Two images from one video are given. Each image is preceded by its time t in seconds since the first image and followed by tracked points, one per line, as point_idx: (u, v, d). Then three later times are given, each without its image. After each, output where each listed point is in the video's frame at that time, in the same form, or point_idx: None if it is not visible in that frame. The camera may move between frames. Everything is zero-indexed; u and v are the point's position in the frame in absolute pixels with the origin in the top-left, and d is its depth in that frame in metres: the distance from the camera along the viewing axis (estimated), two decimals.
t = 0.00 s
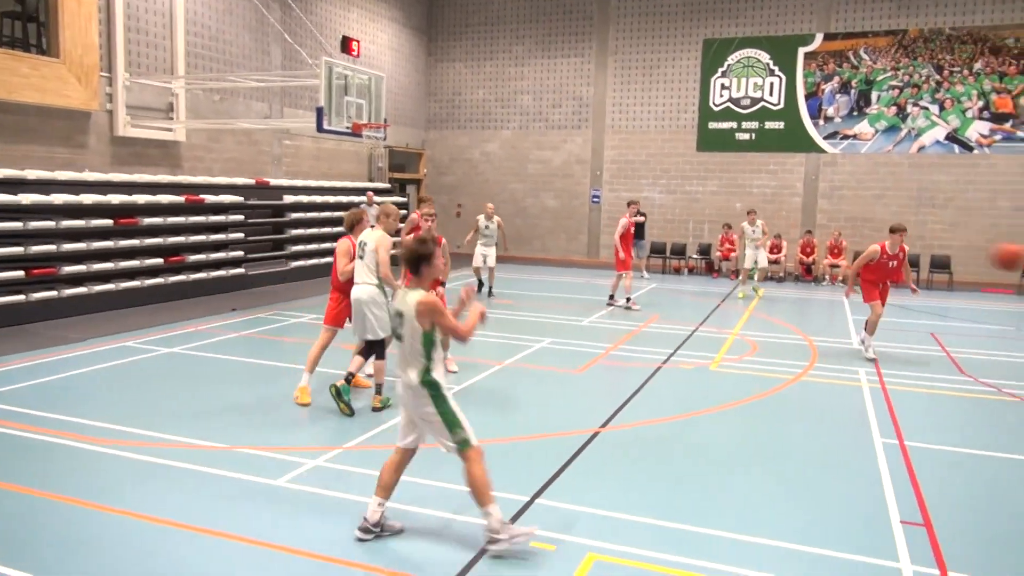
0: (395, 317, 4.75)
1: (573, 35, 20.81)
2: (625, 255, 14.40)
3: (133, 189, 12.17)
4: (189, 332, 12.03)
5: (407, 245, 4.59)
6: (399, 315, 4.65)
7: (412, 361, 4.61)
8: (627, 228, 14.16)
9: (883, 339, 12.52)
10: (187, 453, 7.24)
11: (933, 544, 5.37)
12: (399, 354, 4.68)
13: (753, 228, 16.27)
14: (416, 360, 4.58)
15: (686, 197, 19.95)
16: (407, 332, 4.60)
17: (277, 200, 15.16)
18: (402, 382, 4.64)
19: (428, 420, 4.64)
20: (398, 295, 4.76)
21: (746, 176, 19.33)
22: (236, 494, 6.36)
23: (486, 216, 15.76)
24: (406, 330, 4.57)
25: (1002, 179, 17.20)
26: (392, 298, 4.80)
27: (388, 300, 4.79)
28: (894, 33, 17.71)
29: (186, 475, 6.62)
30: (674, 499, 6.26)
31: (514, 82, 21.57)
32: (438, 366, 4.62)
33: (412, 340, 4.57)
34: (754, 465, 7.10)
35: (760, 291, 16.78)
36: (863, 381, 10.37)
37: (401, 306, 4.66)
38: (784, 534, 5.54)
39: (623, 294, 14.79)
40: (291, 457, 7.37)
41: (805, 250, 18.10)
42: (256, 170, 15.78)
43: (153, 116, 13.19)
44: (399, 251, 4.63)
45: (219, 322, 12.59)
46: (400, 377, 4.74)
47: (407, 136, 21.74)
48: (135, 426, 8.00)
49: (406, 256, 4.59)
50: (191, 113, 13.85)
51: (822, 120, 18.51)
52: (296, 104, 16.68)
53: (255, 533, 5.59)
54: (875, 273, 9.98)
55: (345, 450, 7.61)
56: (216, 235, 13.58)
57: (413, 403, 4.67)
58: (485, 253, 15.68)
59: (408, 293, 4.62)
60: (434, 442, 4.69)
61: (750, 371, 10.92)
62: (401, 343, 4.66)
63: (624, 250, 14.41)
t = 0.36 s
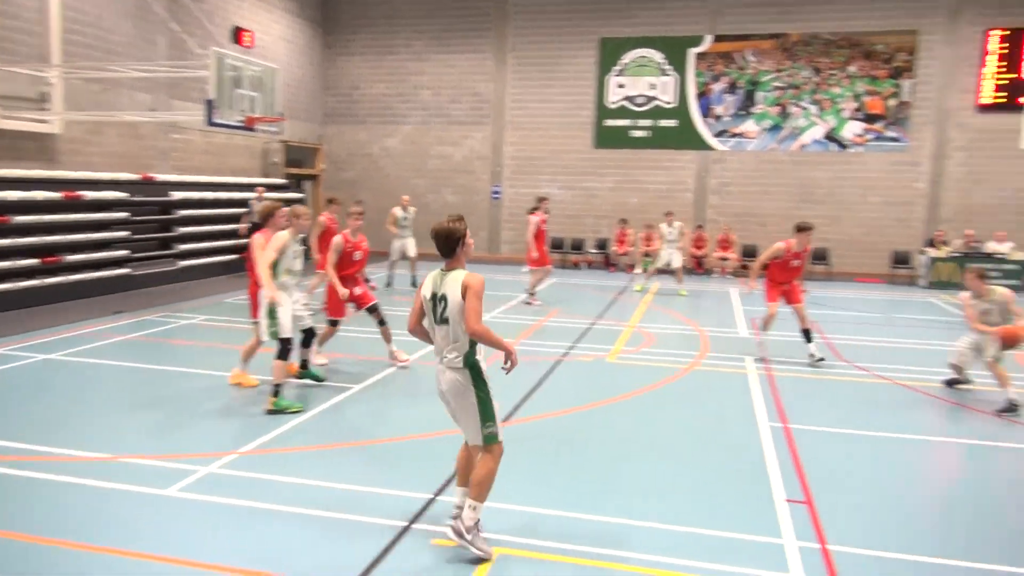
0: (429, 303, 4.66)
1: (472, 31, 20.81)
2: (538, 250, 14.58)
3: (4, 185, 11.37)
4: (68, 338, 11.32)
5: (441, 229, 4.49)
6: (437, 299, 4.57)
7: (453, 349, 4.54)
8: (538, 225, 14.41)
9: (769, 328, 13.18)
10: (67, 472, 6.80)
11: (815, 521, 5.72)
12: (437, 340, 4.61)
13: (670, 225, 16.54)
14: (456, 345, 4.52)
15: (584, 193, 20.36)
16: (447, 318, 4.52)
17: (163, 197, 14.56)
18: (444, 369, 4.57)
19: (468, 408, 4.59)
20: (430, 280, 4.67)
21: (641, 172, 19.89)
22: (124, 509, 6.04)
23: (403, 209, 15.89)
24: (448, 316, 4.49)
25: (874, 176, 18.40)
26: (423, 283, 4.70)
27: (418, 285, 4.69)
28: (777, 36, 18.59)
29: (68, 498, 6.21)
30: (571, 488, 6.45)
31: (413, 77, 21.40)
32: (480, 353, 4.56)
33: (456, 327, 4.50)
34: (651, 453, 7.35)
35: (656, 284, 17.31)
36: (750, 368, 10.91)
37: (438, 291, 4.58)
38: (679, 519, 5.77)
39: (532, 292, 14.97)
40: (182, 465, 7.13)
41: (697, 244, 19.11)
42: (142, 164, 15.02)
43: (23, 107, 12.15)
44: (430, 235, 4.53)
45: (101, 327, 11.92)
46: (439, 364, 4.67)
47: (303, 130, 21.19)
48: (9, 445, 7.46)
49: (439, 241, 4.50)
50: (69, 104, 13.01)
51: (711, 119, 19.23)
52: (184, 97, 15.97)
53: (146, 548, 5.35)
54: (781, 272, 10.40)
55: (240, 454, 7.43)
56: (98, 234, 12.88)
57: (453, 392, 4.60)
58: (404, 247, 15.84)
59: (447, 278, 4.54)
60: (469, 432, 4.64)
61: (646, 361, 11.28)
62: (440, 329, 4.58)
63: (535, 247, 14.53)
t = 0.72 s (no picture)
0: (478, 314, 4.74)
1: (415, 21, 20.63)
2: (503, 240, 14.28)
3: None
4: None
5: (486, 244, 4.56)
6: (487, 310, 4.65)
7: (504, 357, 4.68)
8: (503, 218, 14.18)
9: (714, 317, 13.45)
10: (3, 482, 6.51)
11: (762, 504, 5.88)
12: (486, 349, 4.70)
13: (641, 218, 16.43)
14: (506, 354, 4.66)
15: (531, 184, 20.42)
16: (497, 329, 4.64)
17: (99, 189, 14.02)
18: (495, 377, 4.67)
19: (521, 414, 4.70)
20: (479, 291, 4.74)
21: (587, 164, 20.04)
22: (67, 515, 5.83)
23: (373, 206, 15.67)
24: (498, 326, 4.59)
25: (811, 167, 18.91)
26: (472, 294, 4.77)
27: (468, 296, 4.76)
28: (716, 30, 18.91)
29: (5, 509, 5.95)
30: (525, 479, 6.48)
31: (356, 67, 21.10)
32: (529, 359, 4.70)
33: (507, 337, 4.60)
34: (603, 442, 7.43)
35: (603, 274, 17.49)
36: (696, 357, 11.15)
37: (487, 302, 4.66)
38: (632, 506, 5.86)
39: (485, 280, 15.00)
40: (126, 467, 6.93)
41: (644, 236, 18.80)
42: (74, 157, 14.47)
43: None
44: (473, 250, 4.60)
45: (35, 325, 11.46)
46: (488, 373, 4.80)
47: (244, 121, 20.71)
48: None
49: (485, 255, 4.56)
50: None
51: (655, 111, 19.48)
52: (117, 86, 15.42)
53: (91, 552, 5.20)
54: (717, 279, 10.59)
55: (185, 454, 7.26)
56: (29, 229, 12.38)
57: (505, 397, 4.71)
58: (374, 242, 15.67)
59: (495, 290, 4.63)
60: (519, 436, 4.76)
61: (596, 352, 11.40)
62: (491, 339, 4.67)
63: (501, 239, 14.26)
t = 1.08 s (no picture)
0: (558, 304, 5.03)
1: (436, 32, 20.75)
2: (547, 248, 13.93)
3: None
4: (30, 347, 11.03)
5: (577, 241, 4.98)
6: (572, 302, 4.99)
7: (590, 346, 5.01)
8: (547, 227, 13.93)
9: (739, 325, 13.35)
10: (36, 491, 6.61)
11: (790, 514, 5.81)
12: (576, 338, 4.98)
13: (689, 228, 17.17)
14: (592, 343, 5.02)
15: (553, 192, 20.42)
16: (588, 320, 4.98)
17: (127, 201, 14.23)
18: (583, 362, 4.96)
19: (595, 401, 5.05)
20: (558, 284, 5.06)
21: (609, 171, 20.01)
22: (100, 521, 5.92)
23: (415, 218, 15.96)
24: (589, 317, 4.95)
25: (837, 173, 18.74)
26: (551, 286, 5.06)
27: (548, 286, 5.03)
28: (738, 36, 18.84)
29: (39, 516, 6.03)
30: (550, 487, 6.48)
31: (378, 78, 21.26)
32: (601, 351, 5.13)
33: (595, 328, 4.98)
34: (630, 450, 7.40)
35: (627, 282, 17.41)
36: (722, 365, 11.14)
37: (572, 294, 5.00)
38: (658, 515, 5.83)
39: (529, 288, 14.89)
40: (158, 474, 7.03)
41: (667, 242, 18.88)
42: (103, 169, 14.70)
43: None
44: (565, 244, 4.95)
45: (66, 335, 11.64)
46: (565, 363, 5.02)
47: (268, 132, 20.94)
48: None
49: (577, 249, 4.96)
50: (25, 108, 12.61)
51: (677, 118, 19.42)
52: (145, 99, 15.65)
53: (122, 559, 5.26)
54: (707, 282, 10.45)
55: (213, 462, 7.34)
56: (60, 240, 12.59)
57: (580, 385, 5.02)
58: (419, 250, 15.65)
59: (579, 283, 5.02)
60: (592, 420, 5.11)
61: (620, 360, 11.39)
62: (574, 329, 4.98)
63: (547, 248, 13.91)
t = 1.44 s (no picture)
0: (631, 293, 5.54)
1: (480, 30, 20.82)
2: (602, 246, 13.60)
3: (19, 190, 11.58)
4: (85, 341, 11.40)
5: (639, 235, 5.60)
6: (642, 290, 5.56)
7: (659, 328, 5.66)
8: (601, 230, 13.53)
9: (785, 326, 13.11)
10: (87, 480, 6.82)
11: (835, 518, 5.70)
12: (653, 321, 5.56)
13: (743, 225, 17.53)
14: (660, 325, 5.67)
15: (596, 191, 20.31)
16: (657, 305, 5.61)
17: (177, 199, 14.57)
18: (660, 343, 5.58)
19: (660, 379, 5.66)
20: (624, 275, 5.58)
21: (653, 169, 19.84)
22: (150, 511, 6.09)
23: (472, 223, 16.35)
24: (660, 302, 5.57)
25: (888, 171, 18.30)
26: (620, 277, 5.53)
27: (623, 275, 5.51)
28: (786, 32, 18.52)
29: (90, 504, 6.24)
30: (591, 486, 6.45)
31: (422, 77, 21.40)
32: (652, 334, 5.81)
33: (661, 312, 5.62)
34: (671, 450, 7.33)
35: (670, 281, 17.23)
36: (767, 366, 10.99)
37: (640, 282, 5.58)
38: (700, 517, 5.76)
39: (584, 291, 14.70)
40: (207, 466, 7.20)
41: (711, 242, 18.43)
42: (155, 167, 15.08)
43: (40, 111, 12.42)
44: (637, 237, 5.51)
45: (119, 329, 11.99)
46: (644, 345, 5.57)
47: (314, 131, 21.24)
48: (28, 459, 7.48)
49: (641, 242, 5.58)
50: (81, 108, 13.05)
51: (722, 115, 19.17)
52: (195, 99, 15.97)
53: (167, 547, 5.42)
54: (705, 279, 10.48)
55: (258, 455, 7.48)
56: (114, 237, 12.98)
57: (653, 364, 5.58)
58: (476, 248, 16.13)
59: (642, 272, 5.62)
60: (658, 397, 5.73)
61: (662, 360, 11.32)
62: (648, 314, 5.55)
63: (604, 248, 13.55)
